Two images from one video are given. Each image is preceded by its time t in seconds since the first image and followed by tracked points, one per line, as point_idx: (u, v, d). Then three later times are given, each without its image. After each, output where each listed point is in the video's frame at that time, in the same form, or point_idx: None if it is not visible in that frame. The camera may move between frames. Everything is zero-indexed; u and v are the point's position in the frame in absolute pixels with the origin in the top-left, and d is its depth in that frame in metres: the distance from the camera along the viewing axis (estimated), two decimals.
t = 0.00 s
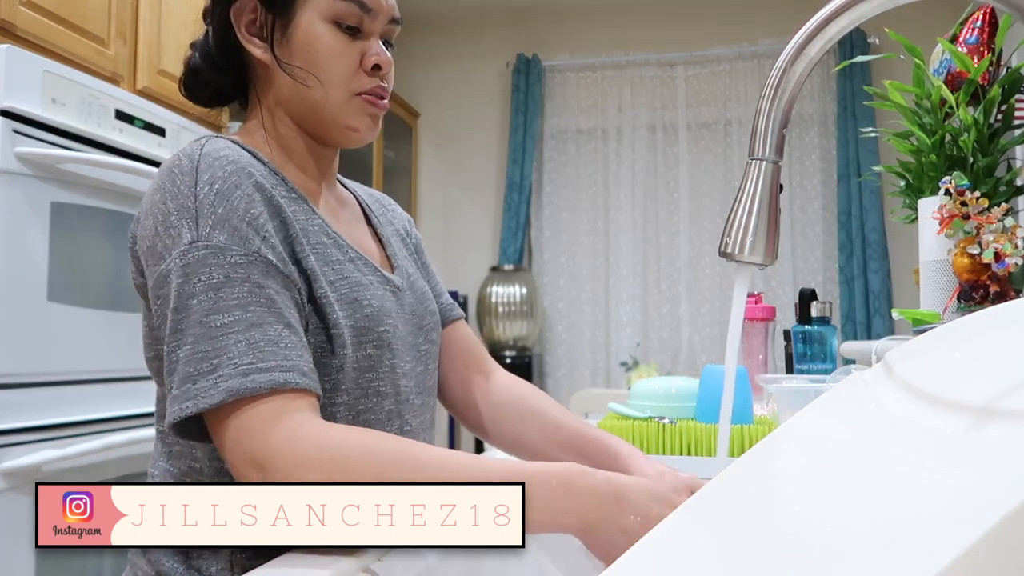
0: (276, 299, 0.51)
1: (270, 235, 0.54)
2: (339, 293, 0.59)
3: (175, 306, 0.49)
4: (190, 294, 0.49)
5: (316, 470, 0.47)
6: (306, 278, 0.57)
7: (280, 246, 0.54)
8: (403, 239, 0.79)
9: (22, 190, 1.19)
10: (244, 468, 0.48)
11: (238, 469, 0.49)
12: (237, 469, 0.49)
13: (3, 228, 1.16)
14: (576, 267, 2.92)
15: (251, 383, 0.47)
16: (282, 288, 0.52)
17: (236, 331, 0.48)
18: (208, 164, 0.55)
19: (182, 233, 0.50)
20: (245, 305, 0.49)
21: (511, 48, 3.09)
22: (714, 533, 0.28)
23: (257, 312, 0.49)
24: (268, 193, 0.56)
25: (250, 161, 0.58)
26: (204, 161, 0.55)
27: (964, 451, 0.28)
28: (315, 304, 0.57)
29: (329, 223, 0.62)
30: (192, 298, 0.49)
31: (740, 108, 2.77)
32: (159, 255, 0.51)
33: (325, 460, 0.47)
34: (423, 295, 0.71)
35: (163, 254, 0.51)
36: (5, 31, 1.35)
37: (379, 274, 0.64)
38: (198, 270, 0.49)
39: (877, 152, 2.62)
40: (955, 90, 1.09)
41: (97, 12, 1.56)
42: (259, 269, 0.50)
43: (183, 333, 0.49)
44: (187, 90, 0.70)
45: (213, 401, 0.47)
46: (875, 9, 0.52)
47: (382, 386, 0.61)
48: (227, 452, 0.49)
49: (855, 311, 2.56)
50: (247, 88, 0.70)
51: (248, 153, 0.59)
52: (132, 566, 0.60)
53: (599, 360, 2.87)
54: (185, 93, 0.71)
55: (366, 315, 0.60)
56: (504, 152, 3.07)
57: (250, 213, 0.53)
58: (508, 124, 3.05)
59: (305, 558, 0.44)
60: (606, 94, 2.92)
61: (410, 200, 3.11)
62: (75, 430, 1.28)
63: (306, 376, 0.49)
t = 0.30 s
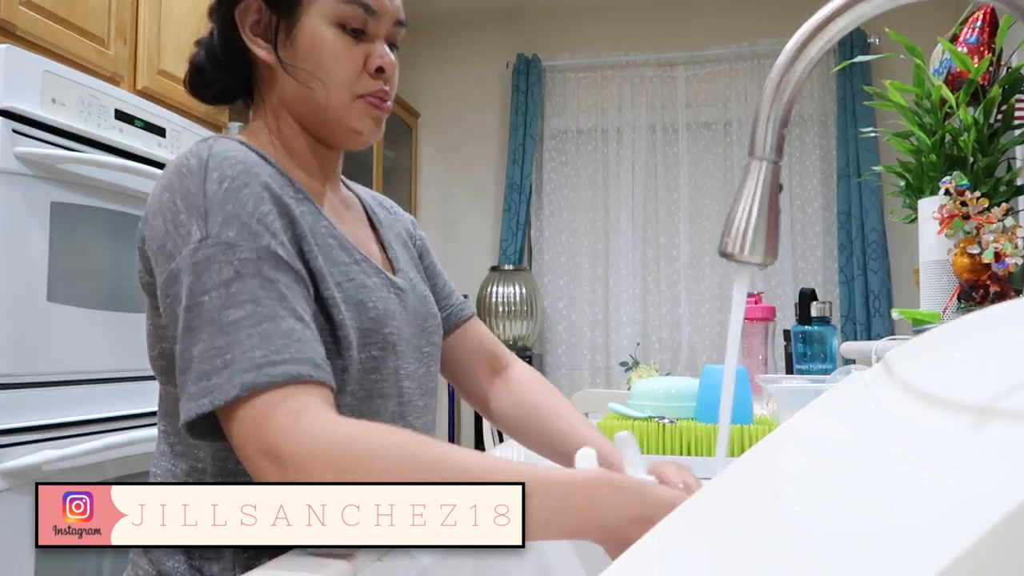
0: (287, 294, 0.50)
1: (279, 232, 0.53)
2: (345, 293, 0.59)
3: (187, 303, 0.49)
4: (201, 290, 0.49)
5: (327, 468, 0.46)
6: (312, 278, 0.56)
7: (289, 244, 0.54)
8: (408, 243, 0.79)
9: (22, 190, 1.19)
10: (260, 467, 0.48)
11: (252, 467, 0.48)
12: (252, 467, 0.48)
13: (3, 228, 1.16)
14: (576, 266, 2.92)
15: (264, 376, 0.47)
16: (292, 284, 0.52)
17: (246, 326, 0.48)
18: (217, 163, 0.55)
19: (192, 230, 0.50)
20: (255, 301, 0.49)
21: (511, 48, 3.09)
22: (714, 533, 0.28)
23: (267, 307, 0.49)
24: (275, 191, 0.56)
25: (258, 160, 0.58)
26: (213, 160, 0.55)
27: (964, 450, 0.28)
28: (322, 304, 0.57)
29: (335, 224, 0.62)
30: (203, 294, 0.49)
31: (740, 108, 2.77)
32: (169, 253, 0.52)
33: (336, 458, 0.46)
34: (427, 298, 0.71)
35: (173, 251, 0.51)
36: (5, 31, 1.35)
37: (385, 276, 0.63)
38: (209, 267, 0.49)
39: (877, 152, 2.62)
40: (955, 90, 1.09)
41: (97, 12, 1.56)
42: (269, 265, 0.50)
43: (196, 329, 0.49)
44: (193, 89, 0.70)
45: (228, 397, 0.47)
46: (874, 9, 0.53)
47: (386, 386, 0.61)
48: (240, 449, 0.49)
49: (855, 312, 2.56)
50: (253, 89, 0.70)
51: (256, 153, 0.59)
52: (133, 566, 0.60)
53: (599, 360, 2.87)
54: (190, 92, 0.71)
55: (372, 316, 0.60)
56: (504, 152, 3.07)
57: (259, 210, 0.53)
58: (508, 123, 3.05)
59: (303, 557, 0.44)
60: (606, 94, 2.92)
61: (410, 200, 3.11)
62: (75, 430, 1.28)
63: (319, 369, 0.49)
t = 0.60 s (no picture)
0: (282, 297, 0.50)
1: (276, 232, 0.53)
2: (341, 293, 0.58)
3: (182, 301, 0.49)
4: (196, 289, 0.49)
5: (319, 472, 0.46)
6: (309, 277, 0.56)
7: (286, 245, 0.54)
8: (415, 241, 0.79)
9: (22, 190, 1.19)
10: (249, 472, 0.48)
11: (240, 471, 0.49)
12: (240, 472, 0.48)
13: (2, 228, 1.16)
14: (575, 266, 2.92)
15: (256, 381, 0.47)
16: (288, 286, 0.52)
17: (239, 327, 0.48)
18: (214, 161, 0.54)
19: (188, 229, 0.50)
20: (249, 303, 0.49)
21: (511, 48, 3.09)
22: (712, 535, 0.28)
23: (260, 310, 0.49)
24: (273, 190, 0.55)
25: (255, 158, 0.57)
26: (210, 158, 0.55)
27: (964, 450, 0.28)
28: (319, 304, 0.56)
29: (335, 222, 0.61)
30: (198, 293, 0.49)
31: (740, 108, 2.77)
32: (164, 252, 0.51)
33: (324, 461, 0.46)
34: (429, 297, 0.70)
35: (167, 250, 0.51)
36: (5, 31, 1.35)
37: (385, 275, 0.63)
38: (203, 267, 0.49)
39: (877, 152, 2.62)
40: (955, 90, 1.09)
41: (97, 12, 1.56)
42: (264, 266, 0.50)
43: (187, 330, 0.49)
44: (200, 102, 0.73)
45: (217, 398, 0.47)
46: (874, 10, 0.53)
47: (385, 387, 0.61)
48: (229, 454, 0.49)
49: (855, 311, 2.57)
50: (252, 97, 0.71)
51: (254, 151, 0.58)
52: (132, 565, 0.60)
53: (599, 360, 2.87)
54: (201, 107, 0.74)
55: (369, 316, 0.60)
56: (504, 152, 3.07)
57: (256, 209, 0.52)
58: (508, 123, 3.05)
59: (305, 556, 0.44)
60: (606, 94, 2.92)
61: (410, 200, 3.11)
62: (75, 430, 1.28)
63: (310, 376, 0.49)
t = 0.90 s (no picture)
0: (299, 293, 0.50)
1: (284, 231, 0.53)
2: (346, 292, 0.58)
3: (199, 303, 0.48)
4: (215, 289, 0.48)
5: (357, 466, 0.46)
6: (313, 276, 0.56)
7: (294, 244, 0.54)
8: (411, 242, 0.79)
9: (22, 190, 1.19)
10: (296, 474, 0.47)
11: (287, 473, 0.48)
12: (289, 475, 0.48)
13: (3, 228, 1.16)
14: (575, 266, 2.92)
15: (287, 374, 0.46)
16: (303, 282, 0.52)
17: (263, 324, 0.48)
18: (220, 162, 0.54)
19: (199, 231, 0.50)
20: (270, 300, 0.48)
21: (511, 48, 3.09)
22: (709, 536, 0.28)
23: (283, 306, 0.48)
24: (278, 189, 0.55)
25: (260, 160, 0.57)
26: (215, 159, 0.54)
27: (964, 450, 0.28)
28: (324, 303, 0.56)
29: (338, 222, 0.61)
30: (217, 294, 0.48)
31: (740, 108, 2.77)
32: (175, 253, 0.51)
33: (361, 451, 0.46)
34: (428, 297, 0.71)
35: (179, 251, 0.50)
36: (5, 31, 1.35)
37: (386, 274, 0.63)
38: (221, 267, 0.48)
39: (877, 152, 2.62)
40: (955, 90, 1.09)
41: (97, 12, 1.55)
42: (279, 264, 0.50)
43: (211, 329, 0.48)
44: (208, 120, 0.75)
45: (251, 396, 0.46)
46: (874, 9, 0.53)
47: (387, 386, 0.61)
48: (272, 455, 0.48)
49: (855, 312, 2.57)
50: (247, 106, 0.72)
51: (259, 153, 0.58)
52: (132, 565, 0.60)
53: (599, 360, 2.87)
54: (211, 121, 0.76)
55: (372, 315, 0.60)
56: (503, 152, 3.07)
57: (264, 209, 0.52)
58: (508, 123, 3.05)
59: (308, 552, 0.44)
60: (606, 94, 2.92)
61: (410, 200, 3.11)
62: (76, 430, 1.28)
63: (339, 364, 0.49)
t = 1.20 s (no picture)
0: (314, 296, 0.50)
1: (295, 234, 0.53)
2: (351, 295, 0.58)
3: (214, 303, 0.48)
4: (231, 290, 0.48)
5: (377, 466, 0.46)
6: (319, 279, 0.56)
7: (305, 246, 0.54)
8: (411, 245, 0.79)
9: (22, 190, 1.19)
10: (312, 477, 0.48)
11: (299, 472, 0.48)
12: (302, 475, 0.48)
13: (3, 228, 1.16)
14: (575, 266, 2.92)
15: (307, 377, 0.47)
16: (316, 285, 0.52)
17: (280, 326, 0.48)
18: (233, 162, 0.54)
19: (214, 231, 0.50)
20: (287, 302, 0.48)
21: (511, 48, 3.09)
22: (711, 536, 0.28)
23: (300, 308, 0.49)
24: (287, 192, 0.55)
25: (269, 161, 0.57)
26: (227, 160, 0.54)
27: (963, 451, 0.28)
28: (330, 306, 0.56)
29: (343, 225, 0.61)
30: (234, 295, 0.48)
31: (740, 108, 2.77)
32: (188, 254, 0.50)
33: (383, 450, 0.46)
34: (429, 300, 0.71)
35: (192, 253, 0.50)
36: (5, 31, 1.35)
37: (390, 278, 0.63)
38: (238, 267, 0.48)
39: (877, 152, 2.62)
40: (955, 90, 1.09)
41: (97, 12, 1.55)
42: (294, 266, 0.50)
43: (228, 331, 0.48)
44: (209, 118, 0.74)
45: (269, 398, 0.47)
46: (873, 9, 0.53)
47: (389, 389, 0.61)
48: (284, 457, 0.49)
49: (855, 311, 2.57)
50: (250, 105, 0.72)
51: (267, 154, 0.58)
52: (132, 566, 0.60)
53: (599, 360, 2.87)
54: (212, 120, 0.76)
55: (378, 317, 0.60)
56: (504, 152, 3.07)
57: (275, 211, 0.52)
58: (508, 123, 3.05)
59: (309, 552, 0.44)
60: (606, 94, 2.92)
61: (410, 200, 3.10)
62: (75, 430, 1.28)
63: (354, 368, 0.49)
